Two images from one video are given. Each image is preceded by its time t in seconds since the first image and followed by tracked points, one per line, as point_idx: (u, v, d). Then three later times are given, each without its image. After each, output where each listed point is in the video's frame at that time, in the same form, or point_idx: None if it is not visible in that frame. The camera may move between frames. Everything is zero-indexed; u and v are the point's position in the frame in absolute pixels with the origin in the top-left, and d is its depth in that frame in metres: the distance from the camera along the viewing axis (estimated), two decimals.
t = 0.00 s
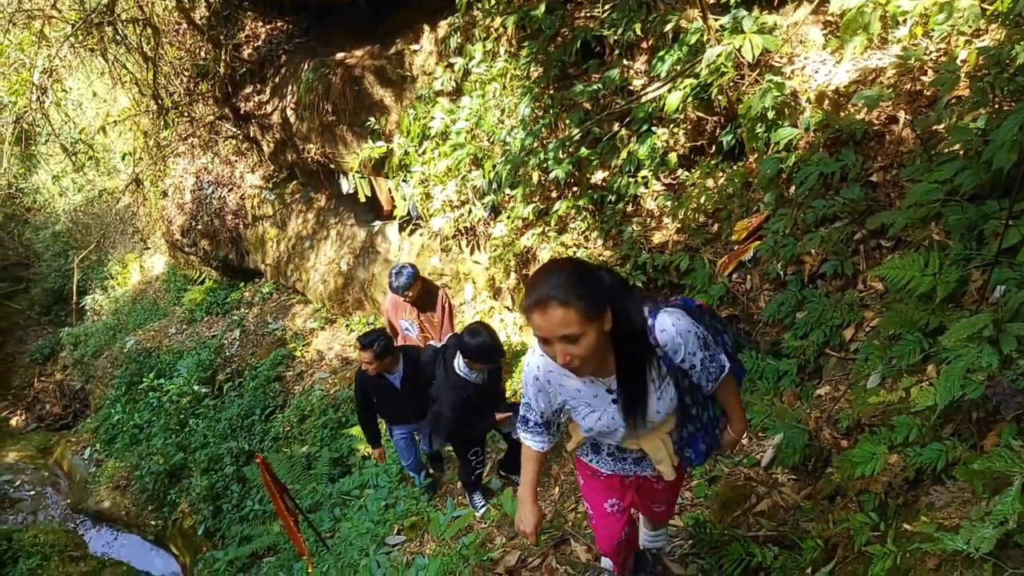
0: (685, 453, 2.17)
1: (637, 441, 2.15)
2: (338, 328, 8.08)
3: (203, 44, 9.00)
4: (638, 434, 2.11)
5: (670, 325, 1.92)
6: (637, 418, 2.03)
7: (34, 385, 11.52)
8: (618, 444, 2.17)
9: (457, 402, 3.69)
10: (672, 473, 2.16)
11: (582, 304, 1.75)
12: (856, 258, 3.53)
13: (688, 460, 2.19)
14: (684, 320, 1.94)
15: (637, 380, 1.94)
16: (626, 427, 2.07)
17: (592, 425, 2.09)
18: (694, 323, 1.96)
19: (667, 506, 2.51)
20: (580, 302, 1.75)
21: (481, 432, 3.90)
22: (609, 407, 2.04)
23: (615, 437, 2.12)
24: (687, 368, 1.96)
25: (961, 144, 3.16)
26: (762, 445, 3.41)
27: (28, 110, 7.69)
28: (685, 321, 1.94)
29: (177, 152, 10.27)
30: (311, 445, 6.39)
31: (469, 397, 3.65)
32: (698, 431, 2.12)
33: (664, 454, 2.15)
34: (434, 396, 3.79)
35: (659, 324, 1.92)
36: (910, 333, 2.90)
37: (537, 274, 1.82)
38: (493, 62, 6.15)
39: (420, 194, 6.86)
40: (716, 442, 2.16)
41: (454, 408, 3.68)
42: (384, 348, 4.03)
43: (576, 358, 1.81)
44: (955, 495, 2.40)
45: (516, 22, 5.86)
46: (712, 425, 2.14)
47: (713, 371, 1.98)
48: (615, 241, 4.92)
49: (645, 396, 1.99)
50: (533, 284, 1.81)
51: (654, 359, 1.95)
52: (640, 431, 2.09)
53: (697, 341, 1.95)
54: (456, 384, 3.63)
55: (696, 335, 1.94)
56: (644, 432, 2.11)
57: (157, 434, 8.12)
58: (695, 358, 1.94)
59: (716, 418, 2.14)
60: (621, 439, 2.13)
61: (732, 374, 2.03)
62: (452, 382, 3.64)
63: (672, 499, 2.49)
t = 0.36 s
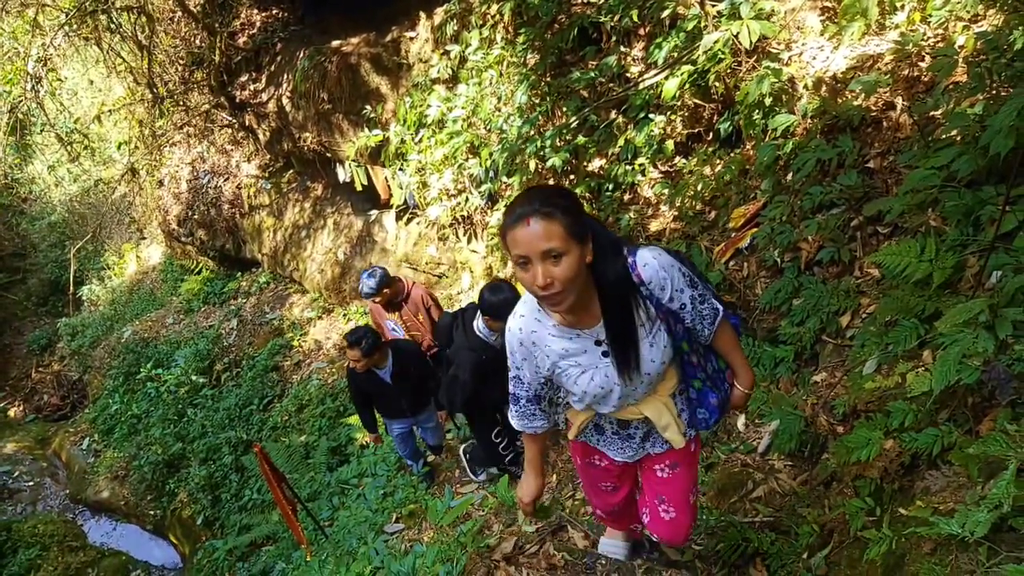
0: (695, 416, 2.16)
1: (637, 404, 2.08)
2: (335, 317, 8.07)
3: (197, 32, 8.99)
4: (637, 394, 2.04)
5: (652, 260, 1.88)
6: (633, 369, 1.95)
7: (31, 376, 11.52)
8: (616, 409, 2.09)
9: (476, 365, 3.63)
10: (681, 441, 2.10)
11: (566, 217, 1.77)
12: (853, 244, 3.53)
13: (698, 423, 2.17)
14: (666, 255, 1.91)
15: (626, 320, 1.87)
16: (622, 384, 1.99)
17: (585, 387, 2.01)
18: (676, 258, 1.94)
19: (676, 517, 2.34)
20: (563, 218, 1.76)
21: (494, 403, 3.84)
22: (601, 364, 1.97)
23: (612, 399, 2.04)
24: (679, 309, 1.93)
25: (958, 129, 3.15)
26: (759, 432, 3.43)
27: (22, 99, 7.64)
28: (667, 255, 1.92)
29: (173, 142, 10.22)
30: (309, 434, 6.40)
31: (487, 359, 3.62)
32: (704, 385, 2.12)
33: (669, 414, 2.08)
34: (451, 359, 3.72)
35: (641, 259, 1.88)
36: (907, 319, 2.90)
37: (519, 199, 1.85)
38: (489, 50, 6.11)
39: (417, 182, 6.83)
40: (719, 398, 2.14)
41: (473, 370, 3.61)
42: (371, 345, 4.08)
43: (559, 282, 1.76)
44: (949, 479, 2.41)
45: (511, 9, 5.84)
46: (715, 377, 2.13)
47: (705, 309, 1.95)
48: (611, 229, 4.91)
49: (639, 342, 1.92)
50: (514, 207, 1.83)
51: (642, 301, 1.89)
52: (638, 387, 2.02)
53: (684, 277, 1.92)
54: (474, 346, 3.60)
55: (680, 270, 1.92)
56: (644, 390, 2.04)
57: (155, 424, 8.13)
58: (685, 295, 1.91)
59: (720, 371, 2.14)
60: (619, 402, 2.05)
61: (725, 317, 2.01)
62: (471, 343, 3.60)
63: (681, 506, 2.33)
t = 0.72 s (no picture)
0: (704, 432, 2.13)
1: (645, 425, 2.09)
2: (331, 322, 8.06)
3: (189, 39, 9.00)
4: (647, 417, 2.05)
5: (666, 283, 1.86)
6: (645, 395, 1.94)
7: (27, 385, 11.48)
8: (624, 431, 2.11)
9: (484, 364, 3.57)
10: (691, 455, 2.07)
11: (585, 242, 1.74)
12: (844, 242, 3.55)
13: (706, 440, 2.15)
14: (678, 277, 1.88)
15: (640, 347, 1.86)
16: (632, 409, 1.99)
17: (595, 411, 2.02)
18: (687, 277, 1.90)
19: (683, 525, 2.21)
20: (582, 242, 1.73)
21: (504, 404, 3.78)
22: (611, 389, 1.98)
23: (621, 422, 2.06)
24: (691, 331, 1.91)
25: (946, 126, 3.17)
26: (753, 430, 3.45)
27: (14, 108, 7.63)
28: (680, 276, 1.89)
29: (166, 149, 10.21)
30: (306, 439, 6.40)
31: (494, 358, 3.56)
32: (713, 403, 2.10)
33: (679, 435, 2.06)
34: (458, 356, 3.67)
35: (654, 283, 1.86)
36: (897, 315, 2.92)
37: (532, 221, 1.81)
38: (481, 53, 6.13)
39: (411, 186, 6.85)
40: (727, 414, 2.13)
41: (480, 369, 3.55)
42: (362, 354, 4.08)
43: (576, 310, 1.73)
44: (941, 473, 2.43)
45: (502, 11, 5.85)
46: (724, 394, 2.13)
47: (716, 329, 1.93)
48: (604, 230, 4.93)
49: (652, 367, 1.91)
50: (528, 229, 1.79)
51: (655, 326, 1.88)
52: (649, 411, 2.02)
53: (697, 298, 1.89)
54: (481, 343, 3.53)
55: (693, 291, 1.90)
56: (655, 414, 2.04)
57: (152, 432, 8.12)
58: (698, 318, 1.89)
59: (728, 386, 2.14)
60: (627, 425, 2.07)
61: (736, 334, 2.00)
62: (479, 339, 3.53)
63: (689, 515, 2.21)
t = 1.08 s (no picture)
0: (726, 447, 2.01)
1: (674, 426, 1.94)
2: (334, 319, 8.06)
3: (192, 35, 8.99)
4: (679, 418, 1.90)
5: (741, 269, 1.71)
6: (693, 391, 1.79)
7: (32, 382, 11.52)
8: (649, 429, 1.94)
9: (510, 362, 3.52)
10: (717, 473, 1.93)
11: (664, 195, 1.63)
12: (848, 238, 3.53)
13: (728, 454, 2.03)
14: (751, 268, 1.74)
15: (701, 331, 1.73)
16: (673, 405, 1.84)
17: (628, 405, 1.84)
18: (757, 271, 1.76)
19: (686, 540, 2.20)
20: (659, 196, 1.62)
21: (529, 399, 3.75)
22: (653, 380, 1.80)
23: (653, 419, 1.87)
24: (749, 328, 1.77)
25: (950, 121, 3.15)
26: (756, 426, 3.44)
27: (17, 105, 7.63)
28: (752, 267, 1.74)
29: (169, 145, 10.21)
30: (309, 436, 6.40)
31: (521, 356, 3.50)
32: (747, 415, 1.99)
33: (707, 444, 1.93)
34: (483, 352, 3.63)
35: (728, 268, 1.70)
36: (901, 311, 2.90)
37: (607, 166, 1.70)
38: (484, 49, 6.11)
39: (414, 182, 6.85)
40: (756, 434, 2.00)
41: (507, 367, 3.52)
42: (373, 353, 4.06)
43: (646, 270, 1.62)
44: (944, 470, 2.43)
45: (505, 7, 5.82)
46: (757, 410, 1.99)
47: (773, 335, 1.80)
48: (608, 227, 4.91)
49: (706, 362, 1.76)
50: (602, 175, 1.69)
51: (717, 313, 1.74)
52: (686, 410, 1.87)
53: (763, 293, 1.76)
54: (507, 342, 3.47)
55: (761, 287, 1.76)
56: (689, 415, 1.90)
57: (156, 428, 8.14)
58: (761, 315, 1.75)
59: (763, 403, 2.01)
60: (658, 423, 1.90)
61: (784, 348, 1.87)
62: (505, 337, 3.47)
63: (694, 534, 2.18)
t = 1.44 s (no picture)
0: (729, 450, 1.83)
1: (670, 411, 1.77)
2: (343, 316, 8.08)
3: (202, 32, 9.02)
4: (675, 401, 1.72)
5: (766, 244, 1.53)
6: (698, 370, 1.62)
7: (44, 377, 11.62)
8: (641, 407, 1.76)
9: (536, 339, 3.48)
10: (708, 477, 1.80)
11: (674, 134, 1.47)
12: (856, 236, 3.51)
13: (731, 460, 1.83)
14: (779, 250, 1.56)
15: (714, 300, 1.57)
16: (671, 381, 1.66)
17: (618, 367, 1.67)
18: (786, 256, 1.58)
19: (696, 516, 2.04)
20: (668, 136, 1.47)
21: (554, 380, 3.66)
22: (650, 345, 1.63)
23: (646, 390, 1.69)
24: (768, 315, 1.59)
25: (960, 119, 3.12)
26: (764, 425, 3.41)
27: (28, 102, 7.69)
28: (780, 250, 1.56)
29: (180, 142, 10.25)
30: (318, 432, 6.43)
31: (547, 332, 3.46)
32: (758, 417, 1.77)
33: (704, 440, 1.78)
34: (504, 338, 3.58)
35: (751, 242, 1.53)
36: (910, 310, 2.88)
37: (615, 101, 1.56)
38: (492, 45, 6.11)
39: (422, 179, 6.86)
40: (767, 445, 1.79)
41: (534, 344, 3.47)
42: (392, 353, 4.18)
43: (649, 218, 1.48)
44: (951, 471, 2.43)
45: (513, 3, 5.79)
46: (772, 417, 1.77)
47: (796, 330, 1.62)
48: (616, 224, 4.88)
49: (717, 340, 1.60)
50: (609, 111, 1.55)
51: (733, 288, 1.58)
52: (685, 392, 1.69)
53: (789, 279, 1.58)
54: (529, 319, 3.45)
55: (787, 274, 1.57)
56: (689, 400, 1.74)
57: (166, 424, 8.20)
58: (783, 302, 1.57)
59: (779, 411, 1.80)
60: (651, 400, 1.72)
61: (810, 350, 1.67)
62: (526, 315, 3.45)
63: (704, 511, 2.04)
